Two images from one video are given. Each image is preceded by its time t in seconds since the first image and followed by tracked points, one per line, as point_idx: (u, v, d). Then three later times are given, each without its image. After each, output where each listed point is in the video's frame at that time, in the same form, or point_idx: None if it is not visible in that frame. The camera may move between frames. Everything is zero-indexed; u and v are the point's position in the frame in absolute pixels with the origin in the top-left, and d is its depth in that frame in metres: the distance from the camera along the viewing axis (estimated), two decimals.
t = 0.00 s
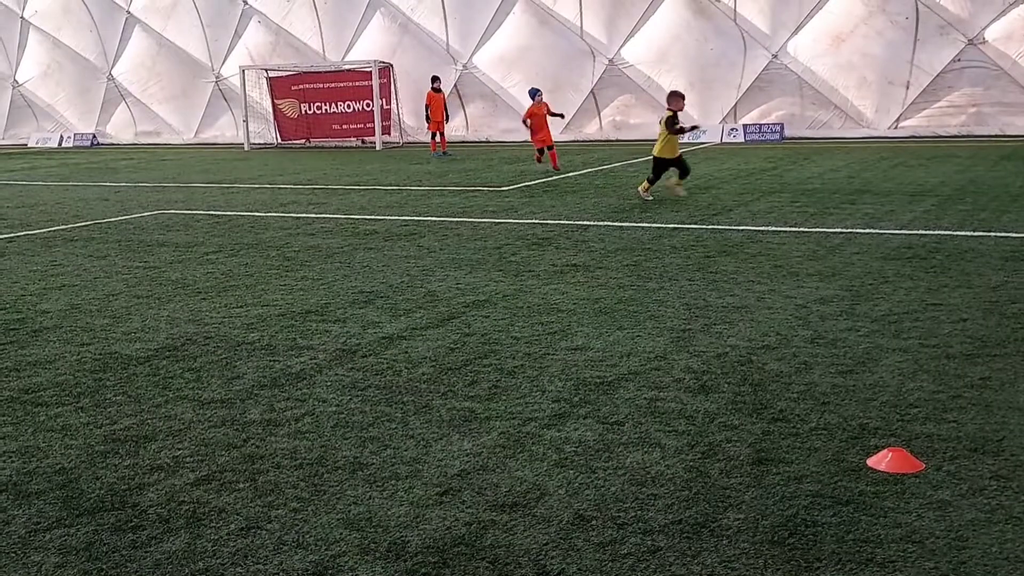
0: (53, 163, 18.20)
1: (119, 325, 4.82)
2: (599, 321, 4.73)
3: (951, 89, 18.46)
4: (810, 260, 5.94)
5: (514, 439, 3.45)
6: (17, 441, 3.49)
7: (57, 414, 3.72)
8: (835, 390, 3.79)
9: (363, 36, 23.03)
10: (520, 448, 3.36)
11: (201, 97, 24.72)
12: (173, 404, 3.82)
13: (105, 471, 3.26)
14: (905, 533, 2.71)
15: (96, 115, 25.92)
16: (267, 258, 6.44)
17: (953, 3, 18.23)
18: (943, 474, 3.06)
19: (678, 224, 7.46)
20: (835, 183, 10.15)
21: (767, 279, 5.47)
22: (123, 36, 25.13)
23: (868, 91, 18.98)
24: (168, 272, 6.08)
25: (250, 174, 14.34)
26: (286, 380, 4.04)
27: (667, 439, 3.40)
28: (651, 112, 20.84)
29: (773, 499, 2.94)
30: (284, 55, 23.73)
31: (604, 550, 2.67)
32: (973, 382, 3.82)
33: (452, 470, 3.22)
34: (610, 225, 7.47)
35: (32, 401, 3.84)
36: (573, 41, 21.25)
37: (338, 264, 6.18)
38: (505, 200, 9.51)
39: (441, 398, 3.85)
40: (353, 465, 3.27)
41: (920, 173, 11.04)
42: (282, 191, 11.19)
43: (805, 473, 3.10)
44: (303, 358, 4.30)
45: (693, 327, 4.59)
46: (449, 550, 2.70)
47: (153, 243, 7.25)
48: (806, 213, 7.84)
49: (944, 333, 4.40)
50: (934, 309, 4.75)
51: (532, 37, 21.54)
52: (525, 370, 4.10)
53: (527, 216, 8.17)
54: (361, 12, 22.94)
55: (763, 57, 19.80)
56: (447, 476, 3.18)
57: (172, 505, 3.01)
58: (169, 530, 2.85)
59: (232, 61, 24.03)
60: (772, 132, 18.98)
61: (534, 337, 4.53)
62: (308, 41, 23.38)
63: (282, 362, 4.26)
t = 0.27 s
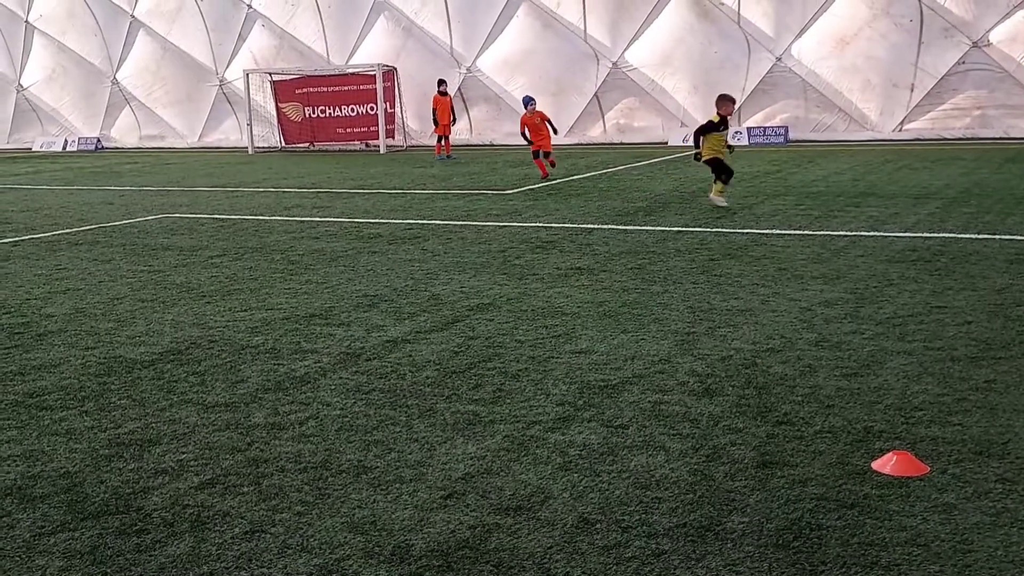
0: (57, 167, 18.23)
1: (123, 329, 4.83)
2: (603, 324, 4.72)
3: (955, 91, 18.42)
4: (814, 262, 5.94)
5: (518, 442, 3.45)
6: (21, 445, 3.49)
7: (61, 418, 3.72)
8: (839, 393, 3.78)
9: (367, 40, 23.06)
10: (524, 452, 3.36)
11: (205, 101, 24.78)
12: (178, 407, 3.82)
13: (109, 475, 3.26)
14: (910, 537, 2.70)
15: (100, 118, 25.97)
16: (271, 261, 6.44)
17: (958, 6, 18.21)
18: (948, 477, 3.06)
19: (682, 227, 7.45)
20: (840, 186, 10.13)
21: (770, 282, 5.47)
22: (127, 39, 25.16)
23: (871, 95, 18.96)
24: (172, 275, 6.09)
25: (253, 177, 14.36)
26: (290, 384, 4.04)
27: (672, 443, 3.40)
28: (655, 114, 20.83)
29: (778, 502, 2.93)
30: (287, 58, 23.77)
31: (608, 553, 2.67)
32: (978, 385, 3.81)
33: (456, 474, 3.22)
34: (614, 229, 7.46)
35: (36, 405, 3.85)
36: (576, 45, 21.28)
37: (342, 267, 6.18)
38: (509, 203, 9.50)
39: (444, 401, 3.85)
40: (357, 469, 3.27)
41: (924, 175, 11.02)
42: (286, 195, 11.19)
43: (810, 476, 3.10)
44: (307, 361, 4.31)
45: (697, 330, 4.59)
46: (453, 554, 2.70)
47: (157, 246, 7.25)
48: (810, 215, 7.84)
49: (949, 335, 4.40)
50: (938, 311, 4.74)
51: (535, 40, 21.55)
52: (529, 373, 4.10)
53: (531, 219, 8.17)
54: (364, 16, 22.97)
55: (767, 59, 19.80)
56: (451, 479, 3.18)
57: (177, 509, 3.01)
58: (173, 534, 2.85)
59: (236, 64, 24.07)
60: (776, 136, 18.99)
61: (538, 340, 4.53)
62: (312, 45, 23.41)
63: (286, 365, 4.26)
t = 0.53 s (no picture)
0: (61, 172, 18.26)
1: (128, 333, 4.83)
2: (607, 327, 4.72)
3: (960, 93, 18.39)
4: (819, 265, 5.92)
5: (523, 445, 3.44)
6: (26, 448, 3.49)
7: (66, 421, 3.72)
8: (844, 396, 3.77)
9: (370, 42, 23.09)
10: (529, 455, 3.36)
11: (209, 106, 24.83)
12: (182, 411, 3.82)
13: (114, 478, 3.26)
14: (916, 539, 2.69)
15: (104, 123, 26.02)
16: (275, 265, 6.43)
17: (963, 7, 18.20)
18: (954, 480, 3.04)
19: (686, 229, 7.44)
20: (843, 188, 10.10)
21: (775, 284, 5.46)
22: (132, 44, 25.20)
23: (876, 96, 18.95)
24: (176, 279, 6.09)
25: (257, 181, 14.35)
26: (295, 387, 4.04)
27: (677, 445, 3.39)
28: (658, 118, 20.83)
29: (783, 504, 2.93)
30: (291, 62, 23.80)
31: (613, 556, 2.67)
32: (984, 387, 3.79)
33: (461, 477, 3.21)
34: (618, 231, 7.45)
35: (41, 408, 3.84)
36: (581, 47, 21.31)
37: (347, 270, 6.18)
38: (512, 206, 9.49)
39: (449, 403, 3.84)
40: (362, 472, 3.26)
41: (929, 177, 10.99)
42: (289, 199, 11.18)
43: (816, 479, 3.09)
44: (312, 364, 4.30)
45: (702, 332, 4.58)
46: (458, 557, 2.70)
47: (162, 250, 7.25)
48: (815, 218, 7.83)
49: (955, 337, 4.38)
50: (943, 313, 4.73)
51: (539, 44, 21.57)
52: (533, 376, 4.09)
53: (535, 222, 8.16)
54: (368, 20, 23.00)
55: (771, 62, 19.81)
56: (455, 482, 3.17)
57: (181, 512, 3.00)
58: (177, 537, 2.85)
59: (240, 67, 24.12)
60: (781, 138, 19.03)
61: (542, 342, 4.52)
62: (316, 46, 23.42)
63: (290, 369, 4.26)
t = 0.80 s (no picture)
0: (67, 173, 18.29)
1: (134, 335, 4.85)
2: (612, 329, 4.72)
3: (965, 93, 18.40)
4: (823, 266, 5.93)
5: (528, 446, 3.45)
6: (33, 450, 3.51)
7: (73, 423, 3.74)
8: (849, 397, 3.78)
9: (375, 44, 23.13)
10: (534, 456, 3.36)
11: (215, 107, 24.89)
12: (189, 413, 3.83)
13: (120, 480, 3.27)
14: (921, 540, 2.69)
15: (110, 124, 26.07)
16: (281, 267, 6.45)
17: (966, 7, 18.14)
18: (959, 481, 3.05)
19: (691, 230, 7.44)
20: (848, 189, 10.08)
21: (780, 285, 5.46)
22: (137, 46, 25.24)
23: (881, 97, 18.93)
24: (182, 281, 6.11)
25: (262, 183, 14.38)
26: (300, 389, 4.05)
27: (681, 446, 3.40)
28: (663, 118, 20.84)
29: (788, 506, 2.93)
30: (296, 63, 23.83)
31: (618, 557, 2.67)
32: (988, 388, 3.79)
33: (466, 478, 3.22)
34: (623, 232, 7.45)
35: (48, 411, 3.86)
36: (585, 48, 21.31)
37: (352, 272, 6.20)
38: (517, 208, 9.49)
39: (454, 405, 3.85)
40: (367, 474, 3.27)
41: (933, 177, 10.98)
42: (295, 201, 11.19)
43: (820, 480, 3.09)
44: (317, 366, 4.32)
45: (707, 334, 4.59)
46: (463, 558, 2.70)
47: (168, 252, 7.27)
48: (820, 218, 7.83)
49: (960, 338, 4.38)
50: (948, 314, 4.73)
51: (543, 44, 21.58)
52: (539, 378, 4.10)
53: (540, 223, 8.16)
54: (372, 21, 23.01)
55: (776, 62, 19.80)
56: (461, 484, 3.18)
57: (188, 514, 3.02)
58: (184, 539, 2.86)
59: (246, 69, 24.16)
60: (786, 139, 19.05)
61: (547, 344, 4.53)
62: (321, 49, 23.46)
63: (296, 370, 4.27)
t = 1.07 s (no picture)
0: (70, 175, 18.32)
1: (139, 336, 4.85)
2: (617, 329, 4.72)
3: (969, 94, 18.39)
4: (828, 266, 5.92)
5: (534, 447, 3.45)
6: (39, 451, 3.51)
7: (78, 425, 3.74)
8: (855, 397, 3.77)
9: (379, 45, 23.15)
10: (539, 457, 3.36)
11: (218, 109, 24.92)
12: (193, 414, 3.83)
13: (125, 481, 3.27)
14: (928, 541, 2.68)
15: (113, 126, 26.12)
16: (286, 268, 6.44)
17: (971, 7, 18.14)
18: (967, 481, 3.04)
19: (696, 231, 7.44)
20: (853, 189, 10.06)
21: (785, 285, 5.45)
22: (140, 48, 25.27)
23: (885, 97, 18.91)
24: (187, 282, 6.12)
25: (266, 184, 14.38)
26: (305, 391, 4.04)
27: (687, 447, 3.39)
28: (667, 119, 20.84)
29: (794, 506, 2.92)
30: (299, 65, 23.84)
31: (624, 558, 2.67)
32: (995, 388, 3.78)
33: (472, 479, 3.21)
34: (627, 233, 7.45)
35: (53, 412, 3.86)
36: (589, 49, 21.31)
37: (356, 273, 6.19)
38: (520, 208, 9.49)
39: (459, 406, 3.85)
40: (372, 475, 3.27)
41: (938, 177, 10.94)
42: (299, 202, 11.20)
43: (827, 480, 3.08)
44: (322, 367, 4.31)
45: (712, 334, 4.58)
46: (469, 559, 2.70)
47: (172, 254, 7.27)
48: (825, 218, 7.82)
49: (966, 338, 4.38)
50: (954, 314, 4.72)
51: (546, 46, 21.58)
52: (544, 378, 4.09)
53: (544, 224, 8.15)
54: (376, 23, 23.03)
55: (779, 63, 19.78)
56: (466, 485, 3.17)
57: (193, 515, 3.01)
58: (189, 540, 2.86)
59: (250, 71, 24.19)
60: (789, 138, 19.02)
61: (552, 345, 4.52)
62: (325, 51, 23.48)
63: (301, 371, 4.27)
